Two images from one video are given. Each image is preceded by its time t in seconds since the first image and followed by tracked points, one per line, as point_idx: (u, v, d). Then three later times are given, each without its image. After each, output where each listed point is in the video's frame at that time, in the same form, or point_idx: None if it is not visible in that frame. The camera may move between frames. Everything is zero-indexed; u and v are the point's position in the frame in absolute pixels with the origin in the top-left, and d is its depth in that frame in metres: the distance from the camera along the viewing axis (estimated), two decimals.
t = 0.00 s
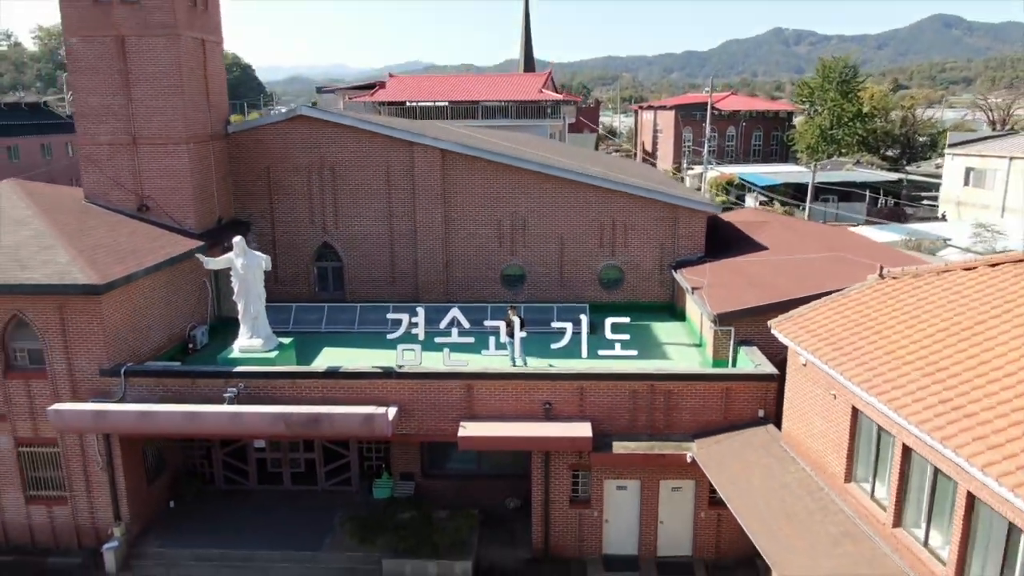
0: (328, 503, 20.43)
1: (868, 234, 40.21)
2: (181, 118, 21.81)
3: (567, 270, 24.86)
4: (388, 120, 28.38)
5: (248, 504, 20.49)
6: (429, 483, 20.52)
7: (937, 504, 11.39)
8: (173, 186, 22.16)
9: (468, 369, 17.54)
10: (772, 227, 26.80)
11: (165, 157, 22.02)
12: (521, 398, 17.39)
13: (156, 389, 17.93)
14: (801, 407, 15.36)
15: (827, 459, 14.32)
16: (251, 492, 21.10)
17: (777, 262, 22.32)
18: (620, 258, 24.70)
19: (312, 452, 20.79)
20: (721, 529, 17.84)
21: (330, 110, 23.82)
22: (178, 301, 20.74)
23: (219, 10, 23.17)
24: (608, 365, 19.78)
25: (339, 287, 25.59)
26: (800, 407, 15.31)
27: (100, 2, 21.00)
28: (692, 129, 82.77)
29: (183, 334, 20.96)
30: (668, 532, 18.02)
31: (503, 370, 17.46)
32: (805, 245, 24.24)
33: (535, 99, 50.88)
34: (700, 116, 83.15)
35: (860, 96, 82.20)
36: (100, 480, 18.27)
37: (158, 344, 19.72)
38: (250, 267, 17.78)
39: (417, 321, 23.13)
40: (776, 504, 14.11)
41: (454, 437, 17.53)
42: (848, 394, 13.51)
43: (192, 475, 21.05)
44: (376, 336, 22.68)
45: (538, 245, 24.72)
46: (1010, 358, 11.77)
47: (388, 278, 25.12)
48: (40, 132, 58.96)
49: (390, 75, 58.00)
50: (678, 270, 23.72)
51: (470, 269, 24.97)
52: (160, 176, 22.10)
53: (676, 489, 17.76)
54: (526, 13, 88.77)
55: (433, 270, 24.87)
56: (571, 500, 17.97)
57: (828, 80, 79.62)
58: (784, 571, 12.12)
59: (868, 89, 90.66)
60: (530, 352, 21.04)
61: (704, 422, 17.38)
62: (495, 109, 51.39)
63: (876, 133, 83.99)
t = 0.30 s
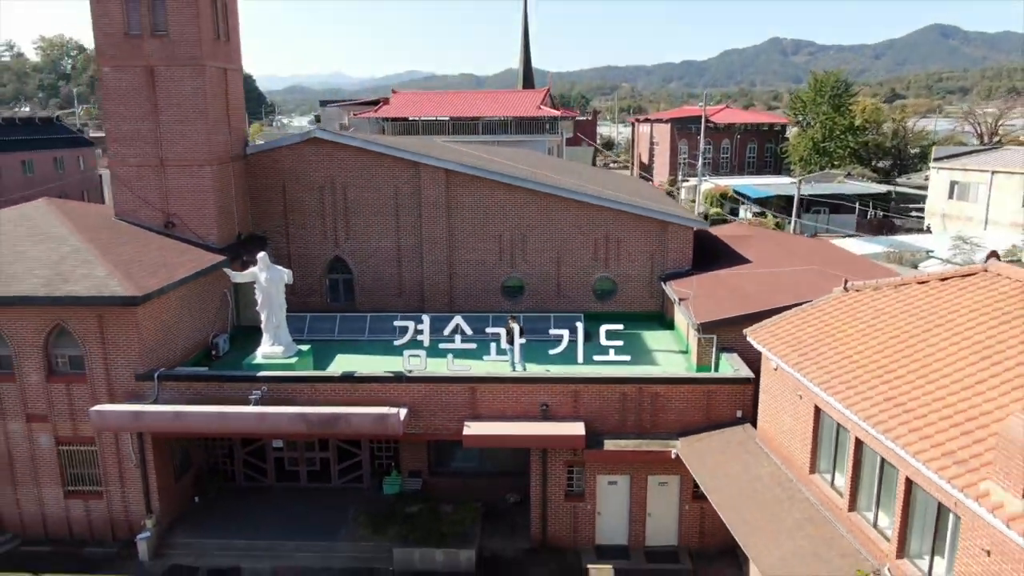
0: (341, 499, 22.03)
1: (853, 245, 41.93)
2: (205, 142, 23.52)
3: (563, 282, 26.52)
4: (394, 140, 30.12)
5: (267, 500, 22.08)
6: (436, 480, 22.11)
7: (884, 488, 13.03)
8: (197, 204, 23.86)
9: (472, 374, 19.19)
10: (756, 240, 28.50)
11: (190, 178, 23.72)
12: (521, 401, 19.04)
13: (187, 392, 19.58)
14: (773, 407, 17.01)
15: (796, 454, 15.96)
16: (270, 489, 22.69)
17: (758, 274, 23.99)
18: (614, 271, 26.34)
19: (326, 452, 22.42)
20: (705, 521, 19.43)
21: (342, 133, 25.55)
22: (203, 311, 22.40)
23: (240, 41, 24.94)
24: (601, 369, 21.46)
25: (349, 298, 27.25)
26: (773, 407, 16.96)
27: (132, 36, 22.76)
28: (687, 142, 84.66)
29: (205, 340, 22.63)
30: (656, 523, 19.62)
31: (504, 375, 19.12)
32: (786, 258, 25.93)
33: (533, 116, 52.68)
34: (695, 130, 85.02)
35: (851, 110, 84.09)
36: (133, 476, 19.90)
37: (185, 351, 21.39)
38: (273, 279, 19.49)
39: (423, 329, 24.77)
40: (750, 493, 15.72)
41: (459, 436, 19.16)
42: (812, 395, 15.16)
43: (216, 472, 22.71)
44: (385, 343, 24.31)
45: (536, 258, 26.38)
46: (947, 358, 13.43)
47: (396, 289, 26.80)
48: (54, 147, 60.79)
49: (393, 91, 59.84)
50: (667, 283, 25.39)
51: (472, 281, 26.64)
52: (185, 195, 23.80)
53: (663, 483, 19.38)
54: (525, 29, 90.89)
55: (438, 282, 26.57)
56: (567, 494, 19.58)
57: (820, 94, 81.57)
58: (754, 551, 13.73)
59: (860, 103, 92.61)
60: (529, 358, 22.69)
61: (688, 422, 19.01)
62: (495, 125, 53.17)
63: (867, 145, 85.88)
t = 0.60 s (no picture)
0: (354, 495, 23.64)
1: (839, 257, 43.67)
2: (226, 162, 25.23)
3: (561, 292, 28.19)
4: (401, 158, 31.82)
5: (284, 497, 23.68)
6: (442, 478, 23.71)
7: (843, 477, 14.68)
8: (218, 220, 25.55)
9: (476, 379, 20.86)
10: (743, 253, 30.21)
11: (212, 196, 25.41)
12: (521, 403, 20.69)
13: (213, 396, 21.23)
14: (752, 408, 18.66)
15: (770, 450, 17.60)
16: (286, 486, 24.30)
17: (742, 285, 25.66)
18: (608, 282, 28.01)
19: (340, 451, 24.03)
20: (691, 514, 21.04)
21: (353, 153, 27.26)
22: (225, 319, 24.07)
23: (258, 67, 26.67)
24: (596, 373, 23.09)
25: (359, 307, 28.92)
26: (751, 408, 18.61)
27: (159, 64, 24.51)
28: (683, 154, 86.50)
29: (227, 347, 24.30)
30: (646, 516, 21.23)
31: (505, 379, 20.79)
32: (769, 270, 27.61)
33: (532, 131, 54.48)
34: (690, 142, 86.88)
35: (843, 122, 85.99)
36: (163, 473, 21.52)
37: (210, 357, 23.04)
38: (292, 290, 21.18)
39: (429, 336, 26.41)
40: (729, 485, 17.36)
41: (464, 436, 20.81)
42: (783, 396, 16.80)
43: (237, 470, 24.32)
44: (394, 349, 25.96)
45: (535, 270, 28.04)
46: (899, 361, 15.10)
47: (403, 299, 28.46)
48: (66, 160, 62.63)
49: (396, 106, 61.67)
50: (658, 293, 27.04)
51: (475, 291, 28.31)
52: (208, 212, 25.48)
53: (652, 479, 21.00)
54: (522, 44, 92.88)
55: (442, 292, 28.27)
56: (563, 489, 21.16)
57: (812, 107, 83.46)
58: (730, 535, 15.39)
59: (852, 115, 94.59)
60: (528, 363, 24.34)
61: (675, 423, 20.65)
62: (495, 140, 54.93)
63: (859, 157, 87.76)
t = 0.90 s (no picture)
0: (364, 492, 25.24)
1: (826, 268, 45.38)
2: (244, 181, 26.92)
3: (558, 302, 29.84)
4: (407, 175, 33.53)
5: (299, 494, 25.28)
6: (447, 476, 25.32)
7: (811, 470, 16.34)
8: (236, 235, 27.21)
9: (480, 384, 22.50)
10: (730, 265, 31.89)
11: (230, 212, 27.07)
12: (521, 406, 22.33)
13: (235, 399, 22.86)
14: (733, 410, 20.31)
15: (749, 447, 19.24)
16: (300, 484, 25.90)
17: (729, 296, 27.33)
18: (602, 292, 29.69)
19: (351, 452, 25.65)
20: (679, 509, 22.65)
21: (363, 172, 28.93)
22: (243, 328, 25.70)
23: (274, 91, 28.39)
24: (590, 379, 24.76)
25: (367, 316, 30.56)
26: (733, 409, 20.26)
27: (183, 90, 26.22)
28: (678, 165, 88.33)
29: (245, 354, 25.93)
30: (637, 511, 22.83)
31: (507, 384, 22.43)
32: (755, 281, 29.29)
33: (531, 146, 56.25)
34: (686, 154, 88.71)
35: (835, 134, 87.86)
36: (187, 471, 23.14)
37: (230, 364, 24.66)
38: (309, 302, 22.88)
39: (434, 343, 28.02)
40: (711, 480, 18.99)
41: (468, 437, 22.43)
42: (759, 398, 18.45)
43: (254, 470, 25.92)
44: (401, 356, 27.57)
45: (534, 281, 29.70)
46: (862, 366, 16.78)
47: (409, 309, 30.12)
48: (77, 172, 64.35)
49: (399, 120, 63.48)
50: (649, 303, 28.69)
51: (477, 301, 29.96)
52: (226, 227, 27.13)
53: (642, 477, 22.63)
54: (521, 57, 94.88)
55: (446, 302, 29.92)
56: (560, 487, 22.74)
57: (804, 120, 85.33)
58: (710, 524, 17.02)
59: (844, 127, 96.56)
60: (528, 369, 25.97)
61: (663, 424, 22.30)
62: (495, 154, 56.67)
63: (850, 168, 89.65)
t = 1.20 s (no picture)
0: (373, 491, 26.80)
1: (814, 278, 47.09)
2: (260, 198, 28.57)
3: (555, 312, 31.46)
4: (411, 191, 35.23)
5: (312, 493, 26.84)
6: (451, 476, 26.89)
7: (784, 466, 17.95)
8: (252, 249, 28.84)
9: (483, 389, 24.11)
10: (719, 276, 33.55)
11: (247, 227, 28.72)
12: (521, 410, 23.96)
13: (254, 404, 24.46)
14: (718, 413, 21.93)
15: (732, 447, 20.85)
16: (313, 484, 27.46)
17: (717, 306, 28.98)
18: (598, 303, 31.33)
19: (361, 453, 27.22)
20: (669, 506, 24.22)
21: (371, 189, 30.60)
22: (259, 336, 27.32)
23: (287, 113, 30.11)
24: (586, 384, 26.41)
25: (374, 325, 32.16)
26: (717, 412, 21.88)
27: (203, 112, 27.93)
28: (674, 177, 90.21)
29: (261, 361, 27.56)
30: (630, 508, 24.41)
31: (507, 390, 24.04)
32: (742, 292, 30.93)
33: (530, 159, 58.03)
34: (681, 166, 90.59)
35: (827, 145, 89.70)
36: (209, 471, 24.72)
37: (248, 370, 26.28)
38: (323, 313, 24.63)
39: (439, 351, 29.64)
40: (697, 477, 20.59)
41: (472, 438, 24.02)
42: (739, 401, 20.11)
43: (269, 471, 27.48)
44: (407, 362, 29.16)
45: (533, 292, 31.33)
46: (832, 371, 18.44)
47: (414, 318, 31.75)
48: (88, 184, 66.08)
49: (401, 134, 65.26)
50: (642, 313, 30.35)
51: (478, 310, 31.60)
52: (243, 242, 28.79)
53: (634, 476, 24.23)
54: (520, 71, 96.86)
55: (450, 312, 31.56)
56: (558, 485, 24.35)
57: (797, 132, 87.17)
58: (695, 517, 18.62)
59: (836, 139, 98.47)
60: (527, 375, 27.60)
61: (654, 427, 23.91)
62: (496, 167, 58.44)
63: (842, 179, 91.48)
